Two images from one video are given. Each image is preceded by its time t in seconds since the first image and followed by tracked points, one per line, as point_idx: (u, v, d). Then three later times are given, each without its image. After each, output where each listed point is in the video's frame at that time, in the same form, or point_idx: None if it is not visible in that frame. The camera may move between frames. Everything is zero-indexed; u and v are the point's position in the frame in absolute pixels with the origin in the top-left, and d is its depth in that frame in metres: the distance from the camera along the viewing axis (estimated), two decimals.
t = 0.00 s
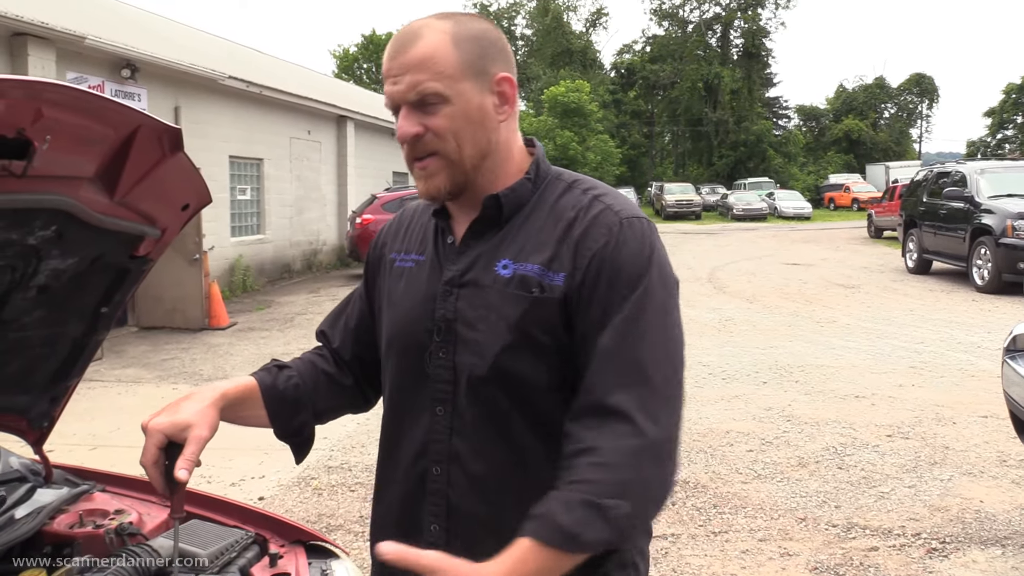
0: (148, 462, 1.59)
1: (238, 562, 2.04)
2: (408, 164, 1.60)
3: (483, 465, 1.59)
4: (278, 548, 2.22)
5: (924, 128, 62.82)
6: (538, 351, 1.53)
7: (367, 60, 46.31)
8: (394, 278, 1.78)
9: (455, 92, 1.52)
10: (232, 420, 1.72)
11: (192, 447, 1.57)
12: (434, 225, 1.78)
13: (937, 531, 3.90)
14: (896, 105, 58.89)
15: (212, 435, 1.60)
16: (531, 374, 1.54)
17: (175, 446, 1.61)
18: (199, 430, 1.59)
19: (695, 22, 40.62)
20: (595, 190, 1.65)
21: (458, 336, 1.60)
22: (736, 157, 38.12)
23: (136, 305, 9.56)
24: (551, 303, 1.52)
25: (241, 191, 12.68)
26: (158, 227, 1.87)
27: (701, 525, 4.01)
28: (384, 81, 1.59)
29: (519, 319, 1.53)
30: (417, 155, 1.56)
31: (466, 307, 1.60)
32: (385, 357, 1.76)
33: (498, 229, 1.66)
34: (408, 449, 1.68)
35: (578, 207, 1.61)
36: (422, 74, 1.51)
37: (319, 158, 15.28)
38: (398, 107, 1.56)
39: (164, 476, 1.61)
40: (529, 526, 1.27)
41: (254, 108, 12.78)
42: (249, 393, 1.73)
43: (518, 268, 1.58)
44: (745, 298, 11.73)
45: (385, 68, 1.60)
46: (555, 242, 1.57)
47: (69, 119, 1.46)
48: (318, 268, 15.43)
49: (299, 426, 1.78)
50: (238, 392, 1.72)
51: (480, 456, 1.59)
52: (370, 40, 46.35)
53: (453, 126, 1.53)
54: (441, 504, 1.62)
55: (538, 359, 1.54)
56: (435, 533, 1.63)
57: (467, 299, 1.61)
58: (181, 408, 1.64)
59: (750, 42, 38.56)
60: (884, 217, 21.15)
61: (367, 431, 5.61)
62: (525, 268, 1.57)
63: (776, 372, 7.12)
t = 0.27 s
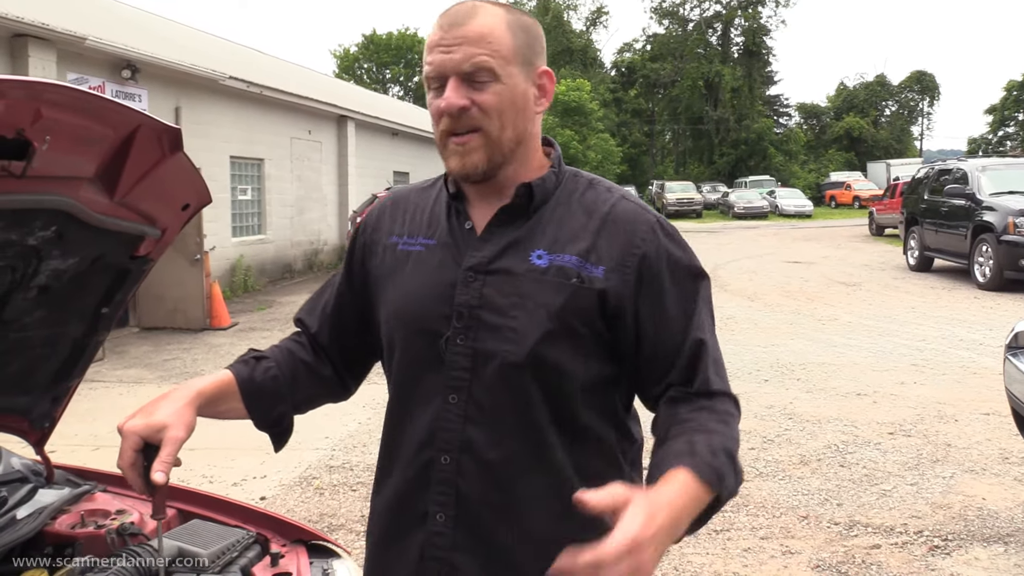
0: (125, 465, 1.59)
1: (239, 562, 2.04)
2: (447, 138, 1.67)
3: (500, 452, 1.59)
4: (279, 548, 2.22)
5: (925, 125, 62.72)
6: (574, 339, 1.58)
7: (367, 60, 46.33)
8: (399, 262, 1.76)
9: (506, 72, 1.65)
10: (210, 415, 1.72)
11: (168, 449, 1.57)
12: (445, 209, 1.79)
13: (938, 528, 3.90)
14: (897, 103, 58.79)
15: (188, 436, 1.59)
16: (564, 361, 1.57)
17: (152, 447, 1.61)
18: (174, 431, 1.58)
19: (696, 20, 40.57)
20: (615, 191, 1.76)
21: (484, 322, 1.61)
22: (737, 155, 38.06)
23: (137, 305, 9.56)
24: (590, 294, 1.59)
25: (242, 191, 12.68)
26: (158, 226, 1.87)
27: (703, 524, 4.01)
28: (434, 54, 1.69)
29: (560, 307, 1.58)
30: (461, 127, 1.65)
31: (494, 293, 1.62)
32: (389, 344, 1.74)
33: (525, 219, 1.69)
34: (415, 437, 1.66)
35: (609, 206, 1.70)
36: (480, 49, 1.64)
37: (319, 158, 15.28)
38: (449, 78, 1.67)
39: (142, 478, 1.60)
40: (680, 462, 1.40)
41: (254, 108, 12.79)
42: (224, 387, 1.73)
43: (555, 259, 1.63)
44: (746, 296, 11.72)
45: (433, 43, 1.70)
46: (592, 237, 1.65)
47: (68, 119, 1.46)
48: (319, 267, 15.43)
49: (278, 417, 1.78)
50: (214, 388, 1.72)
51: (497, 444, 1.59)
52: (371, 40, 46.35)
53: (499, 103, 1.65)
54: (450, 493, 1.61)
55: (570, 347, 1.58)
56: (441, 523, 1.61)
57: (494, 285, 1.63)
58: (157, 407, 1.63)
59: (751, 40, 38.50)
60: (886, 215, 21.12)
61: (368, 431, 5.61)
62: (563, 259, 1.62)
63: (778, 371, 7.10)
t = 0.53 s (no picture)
0: (123, 470, 1.57)
1: (242, 558, 2.04)
2: (472, 139, 1.68)
3: (523, 446, 1.60)
4: (281, 544, 2.22)
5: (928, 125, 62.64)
6: (599, 331, 1.59)
7: (370, 57, 46.33)
8: (411, 257, 1.76)
9: (540, 79, 1.68)
10: (207, 414, 1.72)
11: (168, 453, 1.56)
12: (456, 204, 1.79)
13: (939, 529, 3.90)
14: (900, 103, 58.70)
15: (188, 438, 1.59)
16: (591, 355, 1.59)
17: (151, 450, 1.59)
18: (175, 433, 1.58)
19: (699, 19, 40.50)
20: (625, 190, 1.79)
21: (507, 316, 1.62)
22: (739, 155, 38.02)
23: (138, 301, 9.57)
24: (613, 288, 1.60)
25: (244, 188, 12.68)
26: (162, 222, 1.86)
27: (703, 522, 4.01)
28: (468, 52, 1.69)
29: (588, 300, 1.60)
30: (490, 130, 1.66)
31: (517, 288, 1.63)
32: (401, 339, 1.73)
33: (544, 215, 1.71)
34: (432, 432, 1.66)
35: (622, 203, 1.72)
36: (518, 54, 1.66)
37: (322, 154, 15.28)
38: (482, 80, 1.67)
39: (141, 481, 1.59)
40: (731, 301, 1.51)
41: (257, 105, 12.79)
42: (220, 385, 1.72)
43: (576, 253, 1.65)
44: (748, 296, 11.71)
45: (467, 40, 1.70)
46: (608, 230, 1.67)
47: (72, 115, 1.46)
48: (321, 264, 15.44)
49: (274, 413, 1.79)
50: (210, 388, 1.71)
51: (520, 438, 1.60)
52: (373, 37, 46.32)
53: (530, 109, 1.67)
54: (470, 488, 1.62)
55: (595, 340, 1.60)
56: (460, 519, 1.62)
57: (517, 280, 1.64)
58: (154, 410, 1.62)
59: (754, 39, 38.43)
60: (888, 215, 21.09)
61: (369, 428, 5.62)
62: (585, 253, 1.64)
63: (779, 370, 7.10)
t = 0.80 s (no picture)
0: (133, 470, 1.56)
1: (242, 556, 2.05)
2: (475, 151, 1.70)
3: (519, 438, 1.60)
4: (282, 543, 2.22)
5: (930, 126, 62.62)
6: (594, 320, 1.60)
7: (372, 56, 46.31)
8: (410, 252, 1.77)
9: (541, 91, 1.68)
10: (217, 414, 1.71)
11: (180, 453, 1.55)
12: (456, 201, 1.80)
13: (940, 529, 3.89)
14: (902, 103, 58.65)
15: (199, 438, 1.58)
16: (585, 345, 1.59)
17: (161, 451, 1.58)
18: (186, 433, 1.57)
19: (702, 19, 40.45)
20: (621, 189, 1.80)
21: (503, 307, 1.62)
22: (742, 155, 37.98)
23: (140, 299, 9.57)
24: (605, 277, 1.61)
25: (246, 186, 12.69)
26: (164, 220, 1.86)
27: (704, 522, 4.01)
28: (471, 65, 1.68)
29: (582, 290, 1.60)
30: (491, 144, 1.68)
31: (512, 280, 1.63)
32: (400, 331, 1.73)
33: (541, 209, 1.71)
34: (430, 423, 1.66)
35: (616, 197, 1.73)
36: (521, 68, 1.66)
37: (324, 153, 15.28)
38: (484, 92, 1.68)
39: (151, 481, 1.58)
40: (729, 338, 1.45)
41: (259, 103, 12.79)
42: (230, 386, 1.72)
43: (570, 245, 1.65)
44: (750, 295, 11.70)
45: (469, 52, 1.69)
46: (602, 222, 1.67)
47: (76, 112, 1.46)
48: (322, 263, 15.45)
49: (281, 415, 1.78)
50: (220, 388, 1.70)
51: (517, 429, 1.60)
52: (376, 35, 46.30)
53: (532, 121, 1.68)
54: (467, 480, 1.61)
55: (590, 329, 1.60)
56: (459, 511, 1.62)
57: (513, 272, 1.64)
58: (163, 409, 1.61)
59: (757, 39, 38.38)
60: (890, 216, 21.07)
61: (370, 427, 5.62)
62: (578, 244, 1.64)
63: (781, 370, 7.09)
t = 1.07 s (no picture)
0: (137, 466, 1.56)
1: (243, 555, 2.05)
2: (474, 138, 1.69)
3: (507, 440, 1.60)
4: (282, 542, 2.22)
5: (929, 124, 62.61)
6: (584, 329, 1.59)
7: (371, 55, 46.28)
8: (408, 253, 1.77)
9: (541, 81, 1.68)
10: (220, 412, 1.71)
11: (184, 449, 1.55)
12: (456, 201, 1.80)
13: (940, 528, 3.90)
14: (902, 102, 58.64)
15: (203, 434, 1.58)
16: (573, 352, 1.59)
17: (164, 447, 1.58)
18: (190, 430, 1.57)
19: (701, 17, 40.42)
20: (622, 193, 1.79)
21: (494, 311, 1.62)
22: (741, 153, 37.98)
23: (140, 298, 9.57)
24: (598, 285, 1.60)
25: (246, 185, 12.68)
26: (163, 219, 1.86)
27: (704, 521, 4.01)
28: (471, 53, 1.69)
29: (571, 297, 1.59)
30: (491, 130, 1.67)
31: (504, 284, 1.63)
32: (396, 332, 1.74)
33: (537, 213, 1.70)
34: (421, 424, 1.67)
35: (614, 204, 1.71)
36: (521, 56, 1.66)
37: (323, 152, 15.27)
38: (485, 80, 1.68)
39: (154, 478, 1.58)
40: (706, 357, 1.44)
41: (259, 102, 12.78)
42: (234, 383, 1.71)
43: (563, 251, 1.64)
44: (750, 294, 11.70)
45: (469, 41, 1.70)
46: (598, 229, 1.66)
47: (76, 111, 1.46)
48: (322, 262, 15.44)
49: (285, 411, 1.78)
50: (223, 385, 1.70)
51: (505, 432, 1.60)
52: (375, 34, 46.28)
53: (532, 110, 1.67)
54: (456, 480, 1.62)
55: (579, 337, 1.59)
56: (446, 510, 1.62)
57: (504, 277, 1.64)
58: (167, 406, 1.60)
59: (757, 38, 38.35)
60: (890, 214, 21.07)
61: (371, 426, 5.62)
62: (571, 251, 1.63)
63: (780, 369, 7.10)
